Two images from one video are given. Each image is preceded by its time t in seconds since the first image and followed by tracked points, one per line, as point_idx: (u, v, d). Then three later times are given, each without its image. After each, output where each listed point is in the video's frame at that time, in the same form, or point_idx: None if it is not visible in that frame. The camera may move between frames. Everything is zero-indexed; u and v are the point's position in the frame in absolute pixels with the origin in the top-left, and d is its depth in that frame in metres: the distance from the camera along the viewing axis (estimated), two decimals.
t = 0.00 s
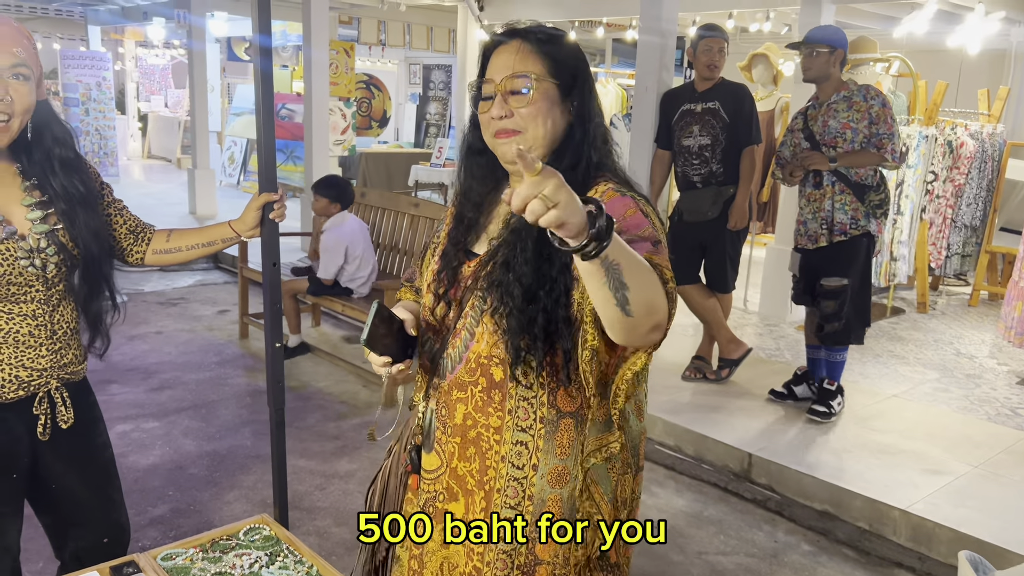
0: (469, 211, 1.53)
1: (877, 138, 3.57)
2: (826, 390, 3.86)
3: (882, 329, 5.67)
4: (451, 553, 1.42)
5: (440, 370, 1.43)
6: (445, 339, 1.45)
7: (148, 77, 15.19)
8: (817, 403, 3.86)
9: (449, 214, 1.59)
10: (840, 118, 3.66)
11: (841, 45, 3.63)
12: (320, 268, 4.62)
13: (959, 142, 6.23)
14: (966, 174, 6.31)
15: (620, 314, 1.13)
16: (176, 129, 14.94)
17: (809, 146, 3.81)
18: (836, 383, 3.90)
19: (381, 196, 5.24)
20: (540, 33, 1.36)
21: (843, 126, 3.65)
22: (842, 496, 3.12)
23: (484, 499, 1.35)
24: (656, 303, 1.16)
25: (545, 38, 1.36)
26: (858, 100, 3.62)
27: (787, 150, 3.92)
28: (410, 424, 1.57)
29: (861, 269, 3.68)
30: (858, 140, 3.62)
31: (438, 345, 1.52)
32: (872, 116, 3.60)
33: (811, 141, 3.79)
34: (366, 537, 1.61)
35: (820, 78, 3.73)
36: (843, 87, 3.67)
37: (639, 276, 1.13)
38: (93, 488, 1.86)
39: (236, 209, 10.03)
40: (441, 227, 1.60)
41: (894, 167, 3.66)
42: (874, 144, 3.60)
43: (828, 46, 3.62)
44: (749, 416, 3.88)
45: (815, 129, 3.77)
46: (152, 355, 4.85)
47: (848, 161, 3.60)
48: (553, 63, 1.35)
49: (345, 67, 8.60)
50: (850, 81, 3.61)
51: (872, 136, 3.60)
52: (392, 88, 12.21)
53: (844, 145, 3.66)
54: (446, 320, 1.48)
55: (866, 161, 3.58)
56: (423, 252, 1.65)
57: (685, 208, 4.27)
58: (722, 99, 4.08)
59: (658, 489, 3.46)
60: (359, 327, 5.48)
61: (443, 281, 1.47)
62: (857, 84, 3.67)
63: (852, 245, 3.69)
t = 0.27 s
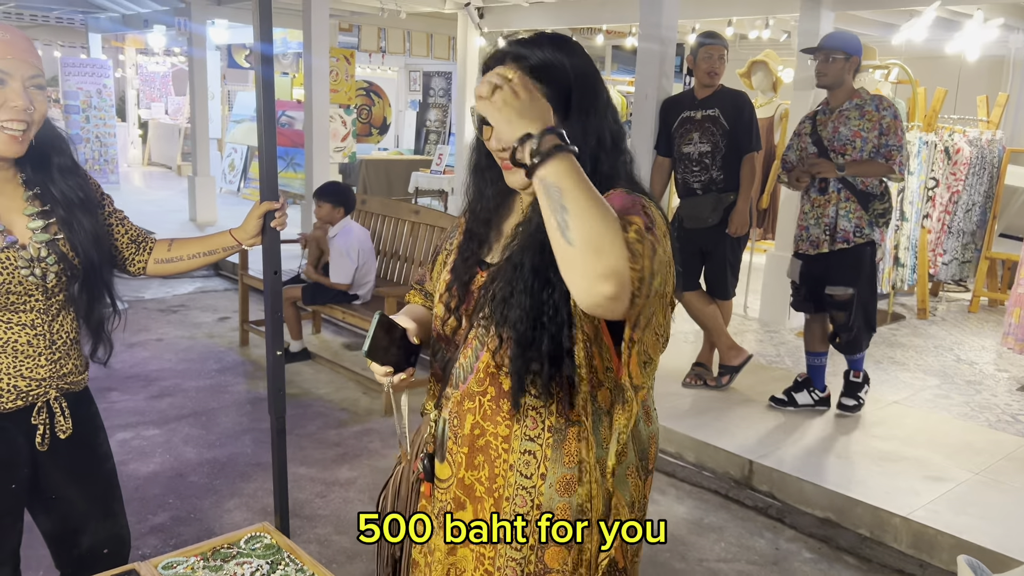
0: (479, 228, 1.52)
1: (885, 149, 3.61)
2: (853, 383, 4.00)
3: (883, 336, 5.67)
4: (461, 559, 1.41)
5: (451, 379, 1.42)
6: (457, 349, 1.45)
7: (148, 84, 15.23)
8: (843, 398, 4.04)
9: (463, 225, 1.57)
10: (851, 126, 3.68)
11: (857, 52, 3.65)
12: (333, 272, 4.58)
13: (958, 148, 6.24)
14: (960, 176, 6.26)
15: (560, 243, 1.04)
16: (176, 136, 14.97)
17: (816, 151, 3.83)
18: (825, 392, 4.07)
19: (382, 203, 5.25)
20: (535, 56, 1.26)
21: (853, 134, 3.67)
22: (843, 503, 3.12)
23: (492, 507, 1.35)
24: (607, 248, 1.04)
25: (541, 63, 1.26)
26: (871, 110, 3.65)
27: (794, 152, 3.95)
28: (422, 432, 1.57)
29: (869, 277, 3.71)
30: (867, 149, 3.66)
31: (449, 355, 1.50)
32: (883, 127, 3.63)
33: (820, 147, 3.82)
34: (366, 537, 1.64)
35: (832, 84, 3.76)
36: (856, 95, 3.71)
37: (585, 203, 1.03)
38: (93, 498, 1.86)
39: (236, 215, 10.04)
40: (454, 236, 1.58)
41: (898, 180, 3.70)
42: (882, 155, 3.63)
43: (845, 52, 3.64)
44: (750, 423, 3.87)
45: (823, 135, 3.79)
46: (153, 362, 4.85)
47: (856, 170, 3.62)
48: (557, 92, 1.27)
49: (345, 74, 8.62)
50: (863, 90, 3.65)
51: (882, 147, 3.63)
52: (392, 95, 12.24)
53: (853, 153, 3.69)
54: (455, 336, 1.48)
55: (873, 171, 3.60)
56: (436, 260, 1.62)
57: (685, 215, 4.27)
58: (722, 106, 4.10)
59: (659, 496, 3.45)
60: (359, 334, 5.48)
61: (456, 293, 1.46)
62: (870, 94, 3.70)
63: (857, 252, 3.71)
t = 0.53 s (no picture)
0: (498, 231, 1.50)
1: (901, 161, 3.67)
2: (849, 391, 4.05)
3: (880, 342, 5.68)
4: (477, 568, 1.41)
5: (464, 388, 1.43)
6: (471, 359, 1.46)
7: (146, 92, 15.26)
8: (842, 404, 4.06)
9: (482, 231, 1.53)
10: (868, 135, 3.75)
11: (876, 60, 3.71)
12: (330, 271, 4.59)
13: (955, 154, 6.28)
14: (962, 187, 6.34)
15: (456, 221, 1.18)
16: (173, 143, 14.99)
17: (830, 156, 3.89)
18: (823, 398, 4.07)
19: (379, 210, 5.25)
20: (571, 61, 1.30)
21: (870, 143, 3.74)
22: (841, 510, 3.12)
23: (502, 513, 1.35)
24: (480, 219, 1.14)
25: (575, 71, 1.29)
26: (888, 120, 3.71)
27: (804, 155, 4.00)
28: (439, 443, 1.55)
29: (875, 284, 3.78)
30: (882, 159, 3.72)
31: (466, 367, 1.48)
32: (899, 138, 3.70)
33: (834, 153, 3.85)
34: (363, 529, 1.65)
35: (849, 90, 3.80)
36: (874, 103, 3.75)
37: (475, 177, 1.17)
38: (92, 508, 1.85)
39: (234, 223, 10.04)
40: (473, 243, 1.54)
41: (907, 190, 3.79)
42: (898, 167, 3.71)
43: (864, 58, 3.69)
44: (748, 429, 3.88)
45: (839, 141, 3.84)
46: (150, 370, 4.85)
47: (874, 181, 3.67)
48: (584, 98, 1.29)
49: (343, 82, 8.64)
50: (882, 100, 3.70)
51: (897, 159, 3.71)
52: (389, 102, 12.27)
53: (868, 163, 3.75)
54: (467, 353, 1.48)
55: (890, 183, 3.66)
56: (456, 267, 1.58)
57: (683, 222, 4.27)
58: (719, 113, 4.13)
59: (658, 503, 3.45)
60: (358, 342, 5.48)
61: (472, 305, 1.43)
62: (886, 103, 3.75)
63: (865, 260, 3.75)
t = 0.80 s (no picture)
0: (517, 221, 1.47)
1: (912, 174, 3.75)
2: (844, 395, 4.06)
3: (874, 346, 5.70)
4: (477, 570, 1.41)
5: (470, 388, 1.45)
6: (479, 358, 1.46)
7: (141, 100, 15.26)
8: (838, 408, 4.07)
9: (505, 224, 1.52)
10: (879, 145, 3.80)
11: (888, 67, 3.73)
12: (308, 267, 4.57)
13: (950, 159, 6.31)
14: (958, 193, 6.40)
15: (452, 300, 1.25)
16: (168, 150, 14.99)
17: (838, 163, 3.93)
18: (818, 403, 4.10)
19: (374, 217, 5.26)
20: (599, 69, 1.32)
21: (880, 153, 3.80)
22: (837, 514, 3.13)
23: (498, 515, 1.36)
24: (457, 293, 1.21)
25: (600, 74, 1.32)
26: (899, 131, 3.77)
27: (812, 158, 4.03)
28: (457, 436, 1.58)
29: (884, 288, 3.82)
30: (892, 169, 3.80)
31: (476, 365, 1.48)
32: (910, 150, 3.76)
33: (843, 160, 3.90)
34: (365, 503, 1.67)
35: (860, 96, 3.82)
36: (885, 112, 3.79)
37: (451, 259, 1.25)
38: (90, 516, 1.85)
39: (229, 230, 10.04)
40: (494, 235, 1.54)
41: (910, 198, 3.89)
42: (908, 179, 3.78)
43: (877, 65, 3.70)
44: (744, 434, 3.89)
45: (848, 148, 3.89)
46: (146, 378, 4.84)
47: (887, 195, 3.74)
48: (604, 100, 1.31)
49: (338, 88, 8.65)
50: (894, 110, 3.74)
51: (906, 170, 3.78)
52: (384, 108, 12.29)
53: (878, 172, 3.82)
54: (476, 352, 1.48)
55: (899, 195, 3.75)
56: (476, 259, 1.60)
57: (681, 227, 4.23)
58: (713, 119, 4.14)
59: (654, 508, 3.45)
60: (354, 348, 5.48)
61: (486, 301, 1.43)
62: (896, 112, 3.80)
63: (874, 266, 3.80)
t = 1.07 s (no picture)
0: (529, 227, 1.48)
1: (912, 181, 3.77)
2: (839, 399, 4.08)
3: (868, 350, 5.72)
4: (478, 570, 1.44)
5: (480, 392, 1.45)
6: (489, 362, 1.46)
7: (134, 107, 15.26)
8: (832, 412, 4.07)
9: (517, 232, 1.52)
10: (880, 152, 3.81)
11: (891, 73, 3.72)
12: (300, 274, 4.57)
13: (944, 163, 6.36)
14: (953, 198, 6.45)
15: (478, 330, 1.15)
16: (162, 157, 14.98)
17: (840, 168, 3.95)
18: (812, 407, 4.11)
19: (368, 224, 5.26)
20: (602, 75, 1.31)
21: (881, 160, 3.81)
22: (832, 518, 3.14)
23: (502, 521, 1.38)
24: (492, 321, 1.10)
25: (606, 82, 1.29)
26: (900, 139, 3.79)
27: (813, 161, 4.07)
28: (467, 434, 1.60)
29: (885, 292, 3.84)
30: (893, 175, 3.81)
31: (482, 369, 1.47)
32: (910, 157, 3.78)
33: (845, 166, 3.92)
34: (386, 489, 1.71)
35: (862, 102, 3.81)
36: (887, 119, 3.80)
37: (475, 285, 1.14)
38: (87, 524, 1.84)
39: (223, 237, 10.02)
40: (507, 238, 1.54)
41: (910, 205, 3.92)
42: (908, 187, 3.80)
43: (879, 72, 3.70)
44: (738, 439, 3.89)
45: (850, 154, 3.90)
46: (139, 386, 4.82)
47: (888, 202, 3.76)
48: (610, 109, 1.27)
49: (332, 95, 8.66)
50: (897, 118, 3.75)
51: (906, 177, 3.80)
52: (378, 115, 12.31)
53: (880, 179, 3.83)
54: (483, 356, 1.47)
55: (901, 203, 3.78)
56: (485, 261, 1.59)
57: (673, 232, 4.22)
58: (706, 125, 4.16)
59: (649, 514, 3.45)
60: (349, 355, 5.48)
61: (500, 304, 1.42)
62: (898, 119, 3.82)
63: (877, 271, 3.82)
